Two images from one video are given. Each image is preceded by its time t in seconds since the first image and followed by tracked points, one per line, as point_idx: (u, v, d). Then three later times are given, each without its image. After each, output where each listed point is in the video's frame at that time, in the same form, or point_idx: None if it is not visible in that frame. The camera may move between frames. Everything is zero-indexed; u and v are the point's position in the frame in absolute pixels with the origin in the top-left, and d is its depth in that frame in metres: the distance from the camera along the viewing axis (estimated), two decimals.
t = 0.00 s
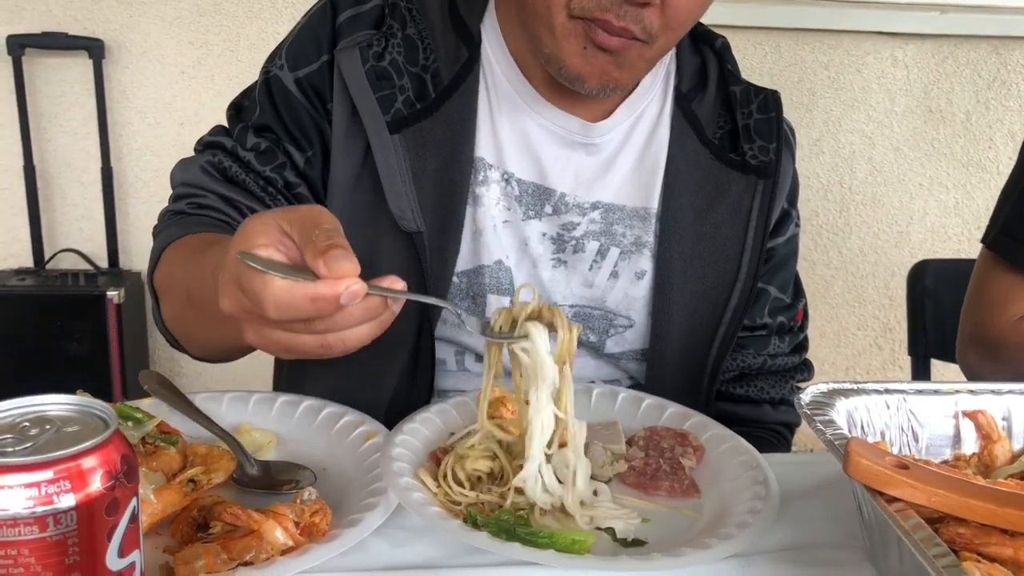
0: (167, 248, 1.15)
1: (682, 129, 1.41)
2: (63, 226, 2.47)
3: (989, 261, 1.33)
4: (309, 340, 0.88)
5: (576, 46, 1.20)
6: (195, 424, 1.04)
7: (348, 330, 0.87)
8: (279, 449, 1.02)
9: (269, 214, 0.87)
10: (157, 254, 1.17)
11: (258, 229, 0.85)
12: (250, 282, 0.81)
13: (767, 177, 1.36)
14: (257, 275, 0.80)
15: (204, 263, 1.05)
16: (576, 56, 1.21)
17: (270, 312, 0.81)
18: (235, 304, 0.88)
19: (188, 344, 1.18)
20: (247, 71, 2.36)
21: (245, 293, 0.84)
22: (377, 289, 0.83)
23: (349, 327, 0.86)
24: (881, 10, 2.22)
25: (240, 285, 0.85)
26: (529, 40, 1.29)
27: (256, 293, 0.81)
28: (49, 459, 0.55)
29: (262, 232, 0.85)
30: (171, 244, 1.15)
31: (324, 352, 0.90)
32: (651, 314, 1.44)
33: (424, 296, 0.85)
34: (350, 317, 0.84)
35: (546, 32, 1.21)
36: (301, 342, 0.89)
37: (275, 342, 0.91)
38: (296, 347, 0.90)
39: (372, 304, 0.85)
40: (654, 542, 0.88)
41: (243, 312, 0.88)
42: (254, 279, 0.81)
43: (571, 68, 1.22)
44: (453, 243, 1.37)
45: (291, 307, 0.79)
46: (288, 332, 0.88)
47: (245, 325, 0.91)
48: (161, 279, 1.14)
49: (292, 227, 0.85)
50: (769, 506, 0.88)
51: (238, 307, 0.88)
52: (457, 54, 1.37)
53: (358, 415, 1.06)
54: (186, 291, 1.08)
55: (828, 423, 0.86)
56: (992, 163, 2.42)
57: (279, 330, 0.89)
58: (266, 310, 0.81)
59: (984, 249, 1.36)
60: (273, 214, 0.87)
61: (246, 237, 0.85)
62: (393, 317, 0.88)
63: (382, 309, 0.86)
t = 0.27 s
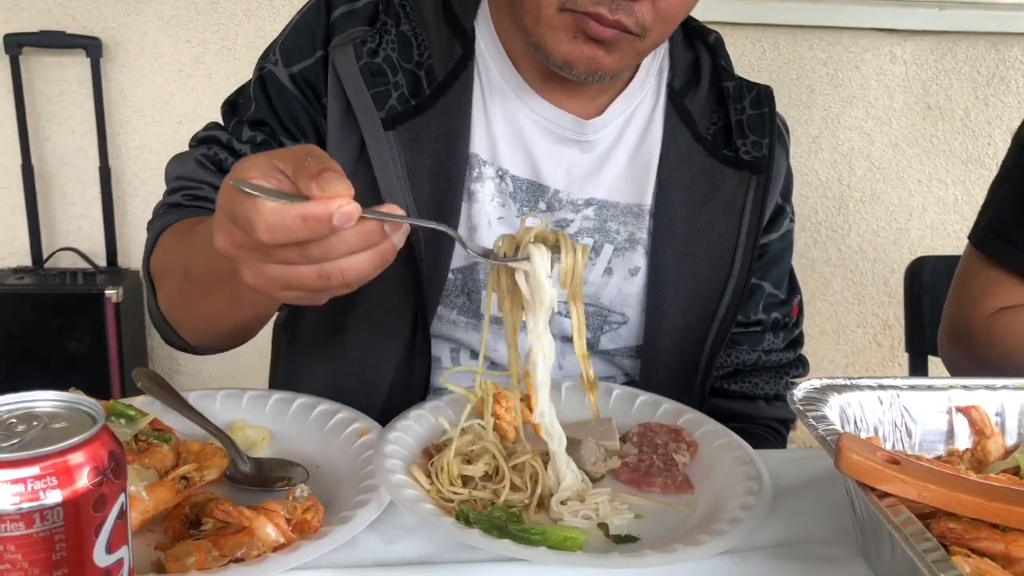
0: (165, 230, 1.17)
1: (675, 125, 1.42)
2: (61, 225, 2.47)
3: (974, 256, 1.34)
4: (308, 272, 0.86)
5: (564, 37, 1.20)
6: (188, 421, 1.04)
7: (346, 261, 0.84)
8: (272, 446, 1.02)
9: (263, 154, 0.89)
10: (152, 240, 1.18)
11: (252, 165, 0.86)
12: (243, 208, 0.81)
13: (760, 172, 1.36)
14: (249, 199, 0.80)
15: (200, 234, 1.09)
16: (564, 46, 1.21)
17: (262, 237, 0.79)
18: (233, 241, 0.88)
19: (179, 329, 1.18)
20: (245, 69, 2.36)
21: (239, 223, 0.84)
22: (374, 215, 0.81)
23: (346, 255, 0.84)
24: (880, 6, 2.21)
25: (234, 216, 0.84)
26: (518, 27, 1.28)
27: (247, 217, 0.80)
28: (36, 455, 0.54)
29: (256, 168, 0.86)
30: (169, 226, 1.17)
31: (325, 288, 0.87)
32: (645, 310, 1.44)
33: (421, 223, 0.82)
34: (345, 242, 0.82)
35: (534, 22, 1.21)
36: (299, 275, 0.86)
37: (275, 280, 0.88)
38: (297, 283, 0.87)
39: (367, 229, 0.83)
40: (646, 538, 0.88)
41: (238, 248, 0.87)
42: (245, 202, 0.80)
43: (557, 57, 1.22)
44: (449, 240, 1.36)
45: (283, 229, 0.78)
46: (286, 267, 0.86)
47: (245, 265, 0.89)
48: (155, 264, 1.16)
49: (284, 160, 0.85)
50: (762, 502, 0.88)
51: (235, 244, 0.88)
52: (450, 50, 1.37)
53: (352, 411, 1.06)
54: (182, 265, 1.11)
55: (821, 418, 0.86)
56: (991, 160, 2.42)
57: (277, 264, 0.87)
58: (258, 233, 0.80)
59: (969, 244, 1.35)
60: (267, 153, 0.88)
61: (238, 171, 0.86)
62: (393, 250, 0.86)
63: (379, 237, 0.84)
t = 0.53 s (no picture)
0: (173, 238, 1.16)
1: (674, 124, 1.41)
2: (62, 225, 2.47)
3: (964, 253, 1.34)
4: (324, 330, 0.86)
5: (568, 40, 1.20)
6: (188, 420, 1.04)
7: (365, 335, 0.85)
8: (272, 444, 1.02)
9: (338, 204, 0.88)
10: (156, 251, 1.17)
11: (327, 214, 0.85)
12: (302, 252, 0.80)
13: (759, 171, 1.36)
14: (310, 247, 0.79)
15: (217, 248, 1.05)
16: (569, 49, 1.21)
17: (311, 281, 0.79)
18: (273, 273, 0.86)
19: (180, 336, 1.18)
20: (244, 68, 2.36)
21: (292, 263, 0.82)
22: (410, 309, 0.83)
23: (367, 331, 0.85)
24: (879, 3, 2.21)
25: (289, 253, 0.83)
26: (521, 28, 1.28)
27: (304, 264, 0.79)
28: (35, 453, 0.55)
29: (325, 214, 0.85)
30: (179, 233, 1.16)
31: (331, 348, 0.88)
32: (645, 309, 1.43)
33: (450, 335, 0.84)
34: (375, 321, 0.83)
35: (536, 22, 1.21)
36: (314, 331, 0.87)
37: (293, 324, 0.88)
38: (313, 335, 0.87)
39: (398, 319, 0.84)
40: (644, 536, 0.88)
41: (275, 282, 0.86)
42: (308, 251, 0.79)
43: (562, 62, 1.23)
44: (449, 239, 1.37)
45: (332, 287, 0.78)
46: (309, 318, 0.86)
47: (270, 294, 0.88)
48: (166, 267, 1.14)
49: (353, 221, 0.84)
50: (761, 499, 0.88)
51: (274, 278, 0.86)
52: (450, 51, 1.37)
53: (351, 409, 1.06)
54: (196, 277, 1.08)
55: (818, 414, 0.87)
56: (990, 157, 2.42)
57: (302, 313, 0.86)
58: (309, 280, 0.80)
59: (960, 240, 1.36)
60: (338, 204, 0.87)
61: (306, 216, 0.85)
62: (407, 345, 0.88)
63: (402, 332, 0.86)
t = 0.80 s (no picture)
0: (193, 225, 1.12)
1: (674, 122, 1.41)
2: (62, 225, 2.47)
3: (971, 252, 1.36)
4: (411, 333, 0.85)
5: (569, 41, 1.20)
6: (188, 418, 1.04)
7: (450, 345, 0.85)
8: (272, 443, 1.02)
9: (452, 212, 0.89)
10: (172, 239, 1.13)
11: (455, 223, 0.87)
12: (439, 253, 0.79)
13: (759, 169, 1.36)
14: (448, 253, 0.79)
15: (272, 234, 1.02)
16: (570, 49, 1.21)
17: (446, 285, 0.79)
18: (386, 266, 0.84)
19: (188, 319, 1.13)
20: (243, 68, 2.36)
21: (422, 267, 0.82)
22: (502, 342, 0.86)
23: (453, 345, 0.85)
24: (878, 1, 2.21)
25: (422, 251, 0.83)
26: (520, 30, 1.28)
27: (443, 262, 0.79)
28: (35, 451, 0.54)
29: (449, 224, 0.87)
30: (197, 220, 1.12)
31: (406, 351, 0.87)
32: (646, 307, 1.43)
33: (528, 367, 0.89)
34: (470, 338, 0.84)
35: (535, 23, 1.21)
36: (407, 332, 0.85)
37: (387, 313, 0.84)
38: (400, 331, 0.85)
39: (485, 344, 0.86)
40: (645, 534, 0.88)
41: (384, 277, 0.84)
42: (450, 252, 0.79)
43: (563, 63, 1.23)
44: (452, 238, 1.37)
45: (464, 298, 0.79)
46: (408, 322, 0.84)
47: (371, 281, 0.83)
48: (190, 249, 1.10)
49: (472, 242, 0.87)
50: (762, 496, 0.88)
51: (384, 270, 0.84)
52: (455, 48, 1.37)
53: (351, 407, 1.06)
54: (233, 258, 1.04)
55: (819, 411, 0.86)
56: (990, 154, 2.42)
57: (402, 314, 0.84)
58: (444, 280, 0.79)
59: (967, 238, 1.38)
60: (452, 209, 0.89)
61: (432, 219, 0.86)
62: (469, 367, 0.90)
63: (477, 357, 0.87)
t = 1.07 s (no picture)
0: (173, 242, 1.10)
1: (676, 120, 1.41)
2: (61, 224, 2.47)
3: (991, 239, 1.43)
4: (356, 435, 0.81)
5: (574, 41, 1.20)
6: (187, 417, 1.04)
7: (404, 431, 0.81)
8: (271, 441, 1.02)
9: (353, 296, 0.80)
10: (156, 255, 1.11)
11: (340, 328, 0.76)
12: (327, 371, 0.74)
13: (762, 168, 1.36)
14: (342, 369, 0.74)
15: (225, 277, 0.97)
16: (577, 48, 1.20)
17: (354, 409, 0.74)
18: (298, 386, 0.78)
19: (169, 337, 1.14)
20: (243, 67, 2.36)
21: (324, 386, 0.75)
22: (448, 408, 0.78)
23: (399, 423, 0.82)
24: None
25: (313, 369, 0.75)
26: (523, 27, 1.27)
27: (335, 381, 0.74)
28: (32, 448, 0.54)
29: (342, 325, 0.77)
30: (179, 237, 1.11)
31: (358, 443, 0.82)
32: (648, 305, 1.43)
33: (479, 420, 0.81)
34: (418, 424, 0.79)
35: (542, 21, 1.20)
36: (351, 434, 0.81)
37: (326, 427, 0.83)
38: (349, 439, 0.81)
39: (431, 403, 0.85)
40: (645, 532, 0.88)
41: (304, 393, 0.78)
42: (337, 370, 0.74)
43: (567, 61, 1.22)
44: (455, 236, 1.37)
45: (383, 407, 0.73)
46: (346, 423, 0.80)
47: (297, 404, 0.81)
48: (164, 278, 1.08)
49: (376, 328, 0.78)
50: (761, 494, 0.88)
51: (297, 389, 0.78)
52: (457, 45, 1.37)
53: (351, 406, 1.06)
54: (197, 303, 1.00)
55: (818, 408, 0.86)
56: (990, 152, 2.41)
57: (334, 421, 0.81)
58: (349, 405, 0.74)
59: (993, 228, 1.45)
60: (349, 292, 0.80)
61: (322, 319, 0.77)
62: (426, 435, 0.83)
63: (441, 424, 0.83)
